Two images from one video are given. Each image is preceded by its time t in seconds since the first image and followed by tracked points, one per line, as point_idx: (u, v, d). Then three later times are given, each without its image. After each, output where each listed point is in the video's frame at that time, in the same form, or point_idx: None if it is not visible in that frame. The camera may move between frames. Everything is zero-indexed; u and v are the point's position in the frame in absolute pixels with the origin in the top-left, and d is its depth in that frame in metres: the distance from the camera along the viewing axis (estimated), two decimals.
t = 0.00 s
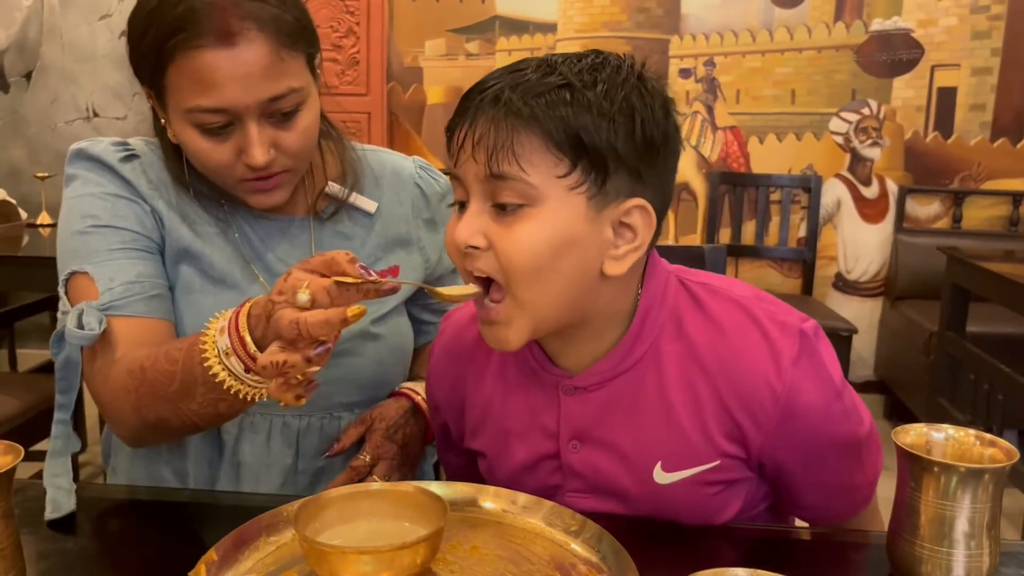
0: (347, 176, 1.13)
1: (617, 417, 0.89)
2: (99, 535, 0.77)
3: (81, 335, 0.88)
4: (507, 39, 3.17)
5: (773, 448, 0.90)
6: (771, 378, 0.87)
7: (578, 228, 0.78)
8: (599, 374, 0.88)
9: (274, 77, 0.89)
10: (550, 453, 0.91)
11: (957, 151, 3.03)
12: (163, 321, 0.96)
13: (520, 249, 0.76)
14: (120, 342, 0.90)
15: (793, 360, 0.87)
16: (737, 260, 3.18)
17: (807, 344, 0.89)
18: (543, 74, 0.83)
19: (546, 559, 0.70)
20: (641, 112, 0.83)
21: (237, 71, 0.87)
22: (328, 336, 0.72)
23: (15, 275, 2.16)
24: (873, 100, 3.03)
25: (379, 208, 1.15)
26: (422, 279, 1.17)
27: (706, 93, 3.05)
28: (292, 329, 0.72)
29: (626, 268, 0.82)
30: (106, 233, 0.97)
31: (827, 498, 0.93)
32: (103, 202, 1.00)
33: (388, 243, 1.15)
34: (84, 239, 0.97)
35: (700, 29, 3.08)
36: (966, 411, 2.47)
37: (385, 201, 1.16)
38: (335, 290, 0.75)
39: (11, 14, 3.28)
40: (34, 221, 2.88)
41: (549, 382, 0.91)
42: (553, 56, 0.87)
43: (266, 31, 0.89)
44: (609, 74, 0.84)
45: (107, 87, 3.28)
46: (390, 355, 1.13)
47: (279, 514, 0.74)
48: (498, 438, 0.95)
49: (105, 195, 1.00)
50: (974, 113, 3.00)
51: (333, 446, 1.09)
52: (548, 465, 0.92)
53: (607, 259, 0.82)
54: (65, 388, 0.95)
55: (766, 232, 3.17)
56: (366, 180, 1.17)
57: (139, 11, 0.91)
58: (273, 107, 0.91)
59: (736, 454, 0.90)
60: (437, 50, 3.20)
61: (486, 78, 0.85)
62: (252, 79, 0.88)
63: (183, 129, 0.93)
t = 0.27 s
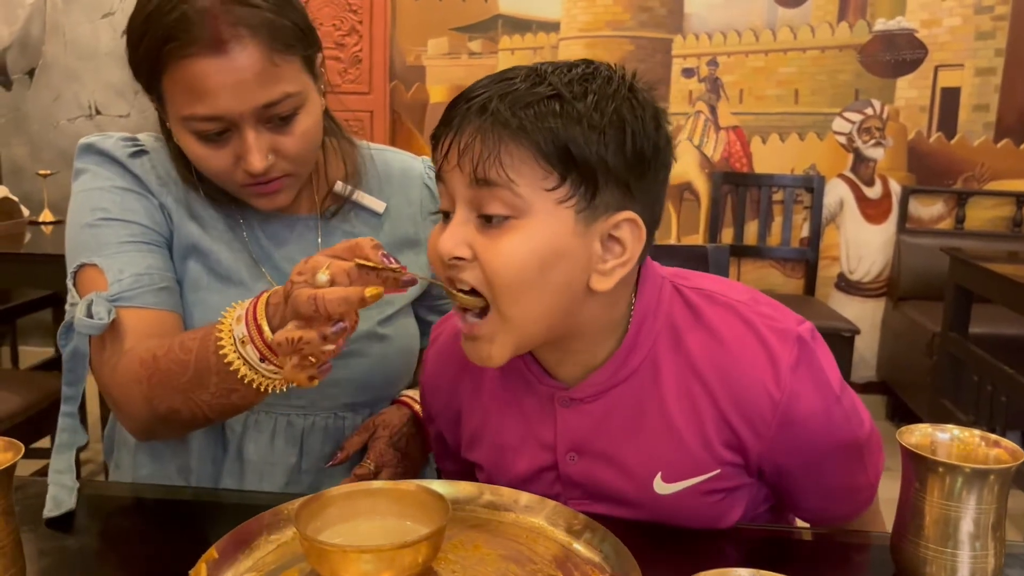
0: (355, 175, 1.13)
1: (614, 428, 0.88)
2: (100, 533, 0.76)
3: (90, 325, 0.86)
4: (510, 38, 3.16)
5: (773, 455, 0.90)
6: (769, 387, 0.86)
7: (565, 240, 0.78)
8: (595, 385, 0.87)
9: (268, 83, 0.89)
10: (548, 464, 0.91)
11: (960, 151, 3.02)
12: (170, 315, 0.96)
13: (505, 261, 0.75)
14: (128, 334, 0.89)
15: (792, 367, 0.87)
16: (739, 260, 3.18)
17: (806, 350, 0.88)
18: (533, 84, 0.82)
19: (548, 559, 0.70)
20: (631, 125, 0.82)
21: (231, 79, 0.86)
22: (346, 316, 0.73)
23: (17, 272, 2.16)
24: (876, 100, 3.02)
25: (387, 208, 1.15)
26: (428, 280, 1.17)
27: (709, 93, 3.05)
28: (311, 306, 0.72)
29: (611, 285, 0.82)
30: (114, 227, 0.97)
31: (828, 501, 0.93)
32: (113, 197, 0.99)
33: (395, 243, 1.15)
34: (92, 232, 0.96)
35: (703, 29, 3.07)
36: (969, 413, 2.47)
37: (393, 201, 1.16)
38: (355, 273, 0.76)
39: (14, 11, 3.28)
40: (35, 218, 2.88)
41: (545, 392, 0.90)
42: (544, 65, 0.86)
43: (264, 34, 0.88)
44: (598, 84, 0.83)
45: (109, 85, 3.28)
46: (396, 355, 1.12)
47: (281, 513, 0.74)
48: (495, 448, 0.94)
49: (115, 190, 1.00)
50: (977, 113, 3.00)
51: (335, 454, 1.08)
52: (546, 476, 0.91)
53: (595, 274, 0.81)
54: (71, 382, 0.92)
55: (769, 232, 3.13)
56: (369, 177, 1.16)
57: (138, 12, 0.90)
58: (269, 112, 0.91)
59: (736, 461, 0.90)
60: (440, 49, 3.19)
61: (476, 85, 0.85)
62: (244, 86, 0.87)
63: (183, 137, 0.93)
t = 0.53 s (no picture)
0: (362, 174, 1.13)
1: (626, 432, 0.87)
2: (101, 532, 0.76)
3: (94, 315, 0.86)
4: (514, 37, 3.15)
5: (787, 455, 0.89)
6: (783, 388, 0.85)
7: (582, 239, 0.77)
8: (605, 389, 0.86)
9: (271, 84, 0.88)
10: (558, 470, 0.89)
11: (966, 152, 3.01)
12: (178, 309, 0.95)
13: (521, 259, 0.75)
14: (132, 326, 0.88)
15: (806, 367, 0.86)
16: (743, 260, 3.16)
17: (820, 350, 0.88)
18: (548, 81, 0.81)
19: (555, 559, 0.69)
20: (648, 121, 0.82)
21: (232, 81, 0.86)
22: (334, 276, 0.73)
23: (21, 269, 2.16)
24: (882, 100, 3.01)
25: (395, 208, 1.14)
26: (435, 282, 1.16)
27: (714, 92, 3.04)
28: (299, 261, 0.73)
29: (632, 281, 0.82)
30: (121, 219, 0.96)
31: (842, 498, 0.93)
32: (119, 190, 0.99)
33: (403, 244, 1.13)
34: (99, 224, 0.96)
35: (708, 28, 3.06)
36: (976, 414, 2.46)
37: (402, 200, 1.15)
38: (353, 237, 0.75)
39: (18, 8, 3.27)
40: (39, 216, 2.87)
41: (554, 396, 0.89)
42: (558, 63, 0.86)
43: (268, 33, 0.88)
44: (614, 81, 0.83)
45: (113, 83, 3.28)
46: (403, 356, 1.11)
47: (287, 512, 0.73)
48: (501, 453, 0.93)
49: (121, 183, 1.00)
50: (983, 114, 2.98)
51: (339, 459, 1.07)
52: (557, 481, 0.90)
53: (614, 273, 0.81)
54: (73, 375, 0.92)
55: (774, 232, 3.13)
56: (376, 175, 1.15)
57: (141, 11, 0.89)
58: (273, 113, 0.90)
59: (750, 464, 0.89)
60: (444, 48, 3.19)
61: (489, 84, 0.84)
62: (245, 88, 0.86)
63: (189, 139, 0.93)
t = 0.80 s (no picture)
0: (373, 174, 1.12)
1: (652, 432, 0.86)
2: (108, 534, 0.75)
3: (106, 305, 0.86)
4: (520, 37, 3.15)
5: (811, 454, 0.89)
6: (810, 384, 0.86)
7: (605, 250, 0.77)
8: (631, 389, 0.86)
9: (280, 85, 0.87)
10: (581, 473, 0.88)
11: (973, 153, 3.00)
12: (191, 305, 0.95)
13: (545, 272, 0.74)
14: (144, 317, 0.86)
15: (831, 363, 0.87)
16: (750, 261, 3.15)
17: (842, 346, 0.90)
18: (572, 88, 0.80)
19: (566, 563, 0.68)
20: (673, 128, 0.81)
21: (241, 83, 0.85)
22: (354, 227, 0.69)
23: (28, 269, 2.15)
24: (890, 101, 2.99)
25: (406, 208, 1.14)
26: (446, 283, 1.16)
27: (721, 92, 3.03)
28: (320, 209, 0.69)
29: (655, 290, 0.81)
30: (133, 214, 0.96)
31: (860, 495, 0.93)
32: (131, 185, 0.98)
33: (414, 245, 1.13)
34: (111, 218, 0.95)
35: (715, 28, 3.05)
36: (984, 417, 2.44)
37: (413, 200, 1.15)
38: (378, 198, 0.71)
39: (24, 8, 3.27)
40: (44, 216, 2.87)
41: (576, 397, 0.88)
42: (581, 64, 0.85)
43: (277, 33, 0.87)
44: (639, 87, 0.82)
45: (119, 83, 3.28)
46: (414, 358, 1.11)
47: (296, 515, 0.72)
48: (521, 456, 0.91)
49: (132, 179, 0.99)
50: (991, 115, 2.97)
51: (348, 464, 1.06)
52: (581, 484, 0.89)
53: (638, 281, 0.81)
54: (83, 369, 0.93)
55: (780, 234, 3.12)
56: (386, 175, 1.14)
57: (148, 12, 0.89)
58: (283, 113, 0.89)
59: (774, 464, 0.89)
60: (450, 48, 3.18)
61: (510, 89, 0.83)
62: (254, 89, 0.86)
63: (199, 142, 0.93)
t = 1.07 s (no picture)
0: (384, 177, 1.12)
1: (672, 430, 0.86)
2: (115, 538, 0.75)
3: (117, 309, 0.86)
4: (526, 38, 3.15)
5: (828, 452, 0.89)
6: (830, 382, 0.86)
7: (628, 255, 0.77)
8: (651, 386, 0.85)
9: (295, 89, 0.87)
10: (599, 471, 0.88)
11: (980, 155, 2.99)
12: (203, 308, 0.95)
13: (569, 277, 0.74)
14: (156, 321, 0.87)
15: (849, 361, 0.87)
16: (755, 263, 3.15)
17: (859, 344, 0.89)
18: (599, 91, 0.80)
19: (573, 567, 0.68)
20: (700, 132, 0.81)
21: (256, 88, 0.85)
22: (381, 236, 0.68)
23: (35, 271, 2.16)
24: (896, 102, 2.98)
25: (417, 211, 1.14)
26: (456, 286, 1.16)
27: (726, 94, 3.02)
28: (347, 216, 0.68)
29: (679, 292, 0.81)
30: (144, 217, 0.96)
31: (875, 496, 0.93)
32: (142, 188, 0.99)
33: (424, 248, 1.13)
34: (123, 221, 0.95)
35: (721, 30, 3.05)
36: (990, 419, 2.43)
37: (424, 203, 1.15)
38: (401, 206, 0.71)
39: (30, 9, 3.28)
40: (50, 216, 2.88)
41: (595, 394, 0.88)
42: (608, 66, 0.84)
43: (290, 38, 0.87)
44: (667, 89, 0.82)
45: (125, 84, 3.29)
46: (423, 361, 1.11)
47: (301, 518, 0.72)
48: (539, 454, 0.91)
49: (144, 181, 0.99)
50: (998, 116, 2.96)
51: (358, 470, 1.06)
52: (599, 481, 0.88)
53: (662, 282, 0.81)
54: (96, 371, 0.92)
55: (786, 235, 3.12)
56: (397, 178, 1.14)
57: (160, 17, 0.89)
58: (297, 119, 0.89)
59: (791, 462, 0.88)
60: (455, 49, 3.18)
61: (538, 89, 0.83)
62: (269, 94, 0.86)
63: (214, 147, 0.92)
